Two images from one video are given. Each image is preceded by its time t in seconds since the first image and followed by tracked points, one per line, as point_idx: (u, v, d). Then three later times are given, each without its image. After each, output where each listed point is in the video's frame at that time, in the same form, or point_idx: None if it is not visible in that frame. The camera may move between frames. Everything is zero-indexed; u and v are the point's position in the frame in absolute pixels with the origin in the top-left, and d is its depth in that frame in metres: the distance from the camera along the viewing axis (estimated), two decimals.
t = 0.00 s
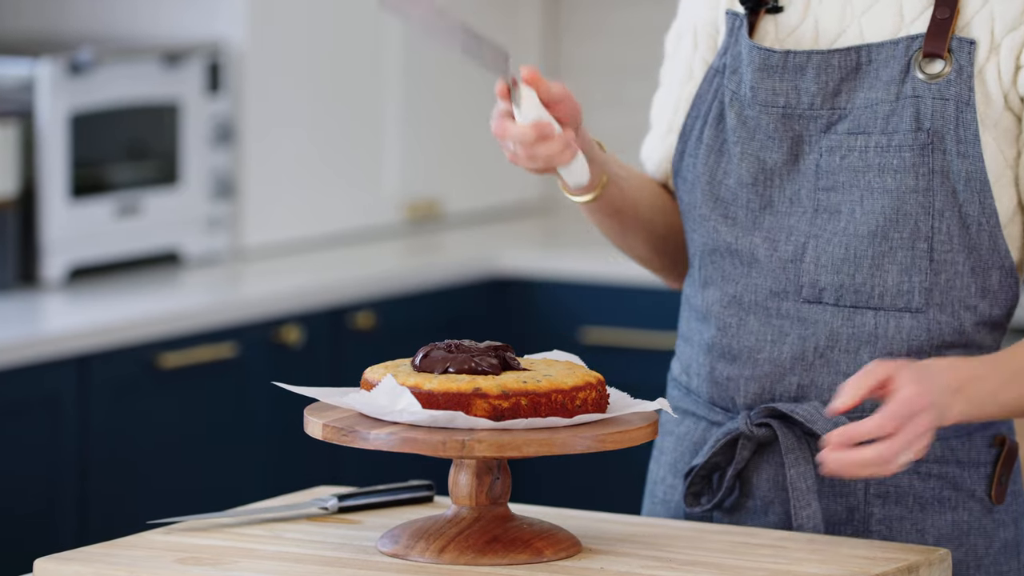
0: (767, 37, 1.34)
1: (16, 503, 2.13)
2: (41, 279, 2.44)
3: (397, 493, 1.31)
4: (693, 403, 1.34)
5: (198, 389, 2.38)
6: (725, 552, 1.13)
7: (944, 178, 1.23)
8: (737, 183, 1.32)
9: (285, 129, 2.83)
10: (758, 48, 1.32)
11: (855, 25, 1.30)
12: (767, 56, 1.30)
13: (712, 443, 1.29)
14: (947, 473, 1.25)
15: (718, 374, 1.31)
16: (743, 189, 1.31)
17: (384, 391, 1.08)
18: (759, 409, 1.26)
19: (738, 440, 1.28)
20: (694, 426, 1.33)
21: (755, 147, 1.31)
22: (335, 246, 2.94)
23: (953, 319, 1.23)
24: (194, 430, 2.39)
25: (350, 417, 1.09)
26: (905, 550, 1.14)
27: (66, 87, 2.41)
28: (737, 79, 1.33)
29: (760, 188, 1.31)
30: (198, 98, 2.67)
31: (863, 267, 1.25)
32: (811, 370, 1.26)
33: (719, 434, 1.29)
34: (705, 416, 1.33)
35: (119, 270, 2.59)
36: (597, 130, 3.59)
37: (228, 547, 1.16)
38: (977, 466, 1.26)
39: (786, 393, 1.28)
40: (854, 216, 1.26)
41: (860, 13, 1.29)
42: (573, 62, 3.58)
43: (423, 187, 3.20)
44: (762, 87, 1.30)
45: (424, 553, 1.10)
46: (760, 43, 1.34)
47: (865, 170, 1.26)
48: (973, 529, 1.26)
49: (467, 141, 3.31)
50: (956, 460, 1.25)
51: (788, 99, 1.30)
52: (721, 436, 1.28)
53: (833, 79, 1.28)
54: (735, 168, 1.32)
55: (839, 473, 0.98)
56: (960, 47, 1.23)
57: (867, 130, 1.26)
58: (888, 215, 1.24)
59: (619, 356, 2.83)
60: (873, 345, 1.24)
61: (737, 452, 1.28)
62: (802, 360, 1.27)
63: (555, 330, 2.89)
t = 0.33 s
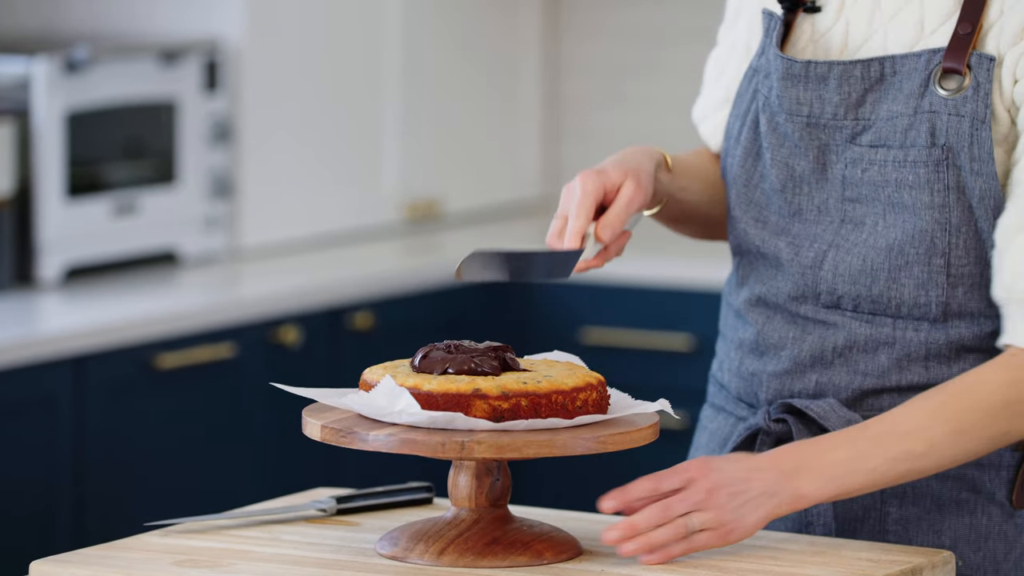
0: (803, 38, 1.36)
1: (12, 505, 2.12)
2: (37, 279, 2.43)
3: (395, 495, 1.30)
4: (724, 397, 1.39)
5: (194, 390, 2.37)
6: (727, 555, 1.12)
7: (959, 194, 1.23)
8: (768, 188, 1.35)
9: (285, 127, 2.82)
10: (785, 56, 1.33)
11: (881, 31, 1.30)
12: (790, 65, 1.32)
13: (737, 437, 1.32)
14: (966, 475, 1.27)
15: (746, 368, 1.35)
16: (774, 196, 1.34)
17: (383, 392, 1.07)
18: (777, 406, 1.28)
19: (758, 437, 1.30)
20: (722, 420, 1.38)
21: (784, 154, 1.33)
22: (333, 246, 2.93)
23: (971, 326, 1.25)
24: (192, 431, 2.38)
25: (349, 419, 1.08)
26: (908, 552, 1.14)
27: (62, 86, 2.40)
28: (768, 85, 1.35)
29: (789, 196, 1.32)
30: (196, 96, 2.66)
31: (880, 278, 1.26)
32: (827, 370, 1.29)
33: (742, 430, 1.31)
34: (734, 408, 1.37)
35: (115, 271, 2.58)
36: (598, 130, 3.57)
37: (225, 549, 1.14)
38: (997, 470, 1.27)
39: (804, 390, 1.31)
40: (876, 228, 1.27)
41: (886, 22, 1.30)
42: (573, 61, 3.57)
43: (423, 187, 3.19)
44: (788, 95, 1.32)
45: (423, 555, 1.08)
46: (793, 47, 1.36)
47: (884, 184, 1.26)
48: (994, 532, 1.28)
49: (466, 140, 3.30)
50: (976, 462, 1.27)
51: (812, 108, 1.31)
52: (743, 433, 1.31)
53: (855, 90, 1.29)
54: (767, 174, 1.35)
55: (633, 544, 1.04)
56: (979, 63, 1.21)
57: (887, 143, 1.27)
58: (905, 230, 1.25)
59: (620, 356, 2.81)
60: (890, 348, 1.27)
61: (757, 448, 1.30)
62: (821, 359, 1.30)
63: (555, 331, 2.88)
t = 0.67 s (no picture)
0: (810, 43, 1.34)
1: (9, 506, 2.11)
2: (32, 279, 2.42)
3: (394, 497, 1.29)
4: (737, 399, 1.40)
5: (192, 391, 2.36)
6: (728, 557, 1.11)
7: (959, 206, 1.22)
8: (776, 195, 1.34)
9: (283, 127, 2.81)
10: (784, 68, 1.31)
11: (884, 39, 1.28)
12: (788, 78, 1.30)
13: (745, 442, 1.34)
14: (975, 478, 1.28)
15: (756, 371, 1.36)
16: (782, 205, 1.33)
17: (382, 393, 1.05)
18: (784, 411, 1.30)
19: (766, 440, 1.31)
20: (735, 422, 1.39)
21: (788, 164, 1.32)
22: (333, 246, 2.92)
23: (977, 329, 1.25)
24: (189, 432, 2.37)
25: (347, 420, 1.07)
26: (912, 554, 1.13)
27: (58, 84, 2.39)
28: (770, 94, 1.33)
29: (795, 205, 1.32)
30: (193, 95, 2.64)
31: (884, 289, 1.26)
32: (833, 376, 1.30)
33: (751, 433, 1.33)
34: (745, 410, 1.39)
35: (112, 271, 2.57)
36: (598, 129, 3.56)
37: (222, 551, 1.13)
38: (1007, 471, 1.29)
39: (812, 394, 1.32)
40: (880, 240, 1.27)
41: (890, 29, 1.27)
42: (574, 60, 3.56)
43: (422, 186, 3.18)
44: (787, 107, 1.30)
45: (422, 556, 1.08)
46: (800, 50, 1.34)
47: (884, 199, 1.25)
48: (1003, 536, 1.29)
49: (465, 139, 3.28)
50: (986, 465, 1.28)
51: (812, 120, 1.29)
52: (752, 436, 1.32)
53: (852, 102, 1.27)
54: (773, 180, 1.34)
55: (532, 518, 1.08)
56: (975, 83, 1.19)
57: (886, 156, 1.26)
58: (907, 243, 1.24)
59: (621, 356, 2.80)
60: (897, 353, 1.27)
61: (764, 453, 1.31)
62: (828, 365, 1.30)
63: (557, 331, 2.87)
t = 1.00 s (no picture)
0: (794, 44, 1.32)
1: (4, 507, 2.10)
2: (28, 279, 2.41)
3: (394, 497, 1.27)
4: (727, 401, 1.40)
5: (189, 392, 2.35)
6: (731, 560, 1.10)
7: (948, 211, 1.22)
8: (763, 199, 1.33)
9: (282, 126, 2.80)
10: (766, 75, 1.29)
11: (869, 43, 1.26)
12: (772, 85, 1.28)
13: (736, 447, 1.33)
14: (970, 482, 1.28)
15: (746, 375, 1.36)
16: (770, 210, 1.33)
17: (380, 394, 1.04)
18: (774, 415, 1.29)
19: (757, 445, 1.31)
20: (726, 425, 1.39)
21: (775, 170, 1.31)
22: (332, 246, 2.91)
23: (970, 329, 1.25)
24: (186, 433, 2.35)
25: (345, 421, 1.06)
26: (915, 556, 1.12)
27: (54, 82, 2.38)
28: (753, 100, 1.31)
29: (783, 211, 1.31)
30: (190, 94, 2.63)
31: (875, 296, 1.26)
32: (825, 380, 1.31)
33: (742, 438, 1.33)
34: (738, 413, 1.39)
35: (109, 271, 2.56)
36: (600, 127, 3.55)
37: (219, 553, 1.12)
38: (1002, 474, 1.29)
39: (804, 398, 1.32)
40: (871, 245, 1.26)
41: (874, 32, 1.26)
42: (574, 58, 3.55)
43: (421, 185, 3.17)
44: (772, 114, 1.29)
45: (422, 559, 1.07)
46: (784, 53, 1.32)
47: (873, 205, 1.25)
48: (997, 537, 1.30)
49: (465, 137, 3.27)
50: (980, 468, 1.28)
51: (797, 126, 1.28)
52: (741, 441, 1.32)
53: (837, 108, 1.26)
54: (761, 185, 1.33)
55: (512, 529, 1.08)
56: (960, 87, 1.17)
57: (873, 162, 1.24)
58: (898, 248, 1.24)
59: (621, 356, 2.79)
60: (890, 356, 1.28)
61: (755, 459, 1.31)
62: (820, 369, 1.31)
63: (557, 331, 2.85)
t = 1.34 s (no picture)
0: (772, 42, 1.30)
1: None
2: (24, 279, 2.40)
3: (392, 498, 1.26)
4: (704, 405, 1.38)
5: (187, 392, 2.34)
6: (733, 563, 1.09)
7: (932, 211, 1.21)
8: (742, 201, 1.32)
9: (279, 124, 2.78)
10: (746, 75, 1.28)
11: (849, 41, 1.25)
12: (753, 85, 1.27)
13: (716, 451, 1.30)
14: (953, 483, 1.28)
15: (724, 378, 1.34)
16: (749, 212, 1.31)
17: (379, 394, 1.03)
18: (757, 419, 1.28)
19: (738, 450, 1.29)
20: (704, 429, 1.38)
21: (754, 170, 1.29)
22: (331, 245, 2.90)
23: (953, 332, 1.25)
24: (184, 433, 2.34)
25: (344, 422, 1.05)
26: (918, 559, 1.11)
27: (50, 81, 2.36)
28: (732, 100, 1.30)
29: (762, 212, 1.30)
30: (187, 91, 2.63)
31: (858, 297, 1.24)
32: (807, 383, 1.30)
33: (721, 442, 1.31)
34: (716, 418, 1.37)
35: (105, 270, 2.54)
36: (601, 126, 3.54)
37: (217, 556, 1.11)
38: (985, 475, 1.29)
39: (784, 402, 1.31)
40: (852, 246, 1.25)
41: (856, 30, 1.25)
42: (575, 56, 3.53)
43: (420, 184, 3.15)
44: (752, 114, 1.27)
45: (421, 561, 1.06)
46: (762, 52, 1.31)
47: (856, 206, 1.24)
48: (981, 539, 1.30)
49: (465, 137, 3.26)
50: (963, 470, 1.28)
51: (778, 126, 1.27)
52: (721, 447, 1.30)
53: (820, 108, 1.25)
54: (739, 187, 1.32)
55: (512, 531, 1.07)
56: (946, 86, 1.17)
57: (855, 162, 1.23)
58: (881, 250, 1.23)
59: (622, 357, 2.78)
60: (872, 359, 1.26)
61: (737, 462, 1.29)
62: (801, 372, 1.30)
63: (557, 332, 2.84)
